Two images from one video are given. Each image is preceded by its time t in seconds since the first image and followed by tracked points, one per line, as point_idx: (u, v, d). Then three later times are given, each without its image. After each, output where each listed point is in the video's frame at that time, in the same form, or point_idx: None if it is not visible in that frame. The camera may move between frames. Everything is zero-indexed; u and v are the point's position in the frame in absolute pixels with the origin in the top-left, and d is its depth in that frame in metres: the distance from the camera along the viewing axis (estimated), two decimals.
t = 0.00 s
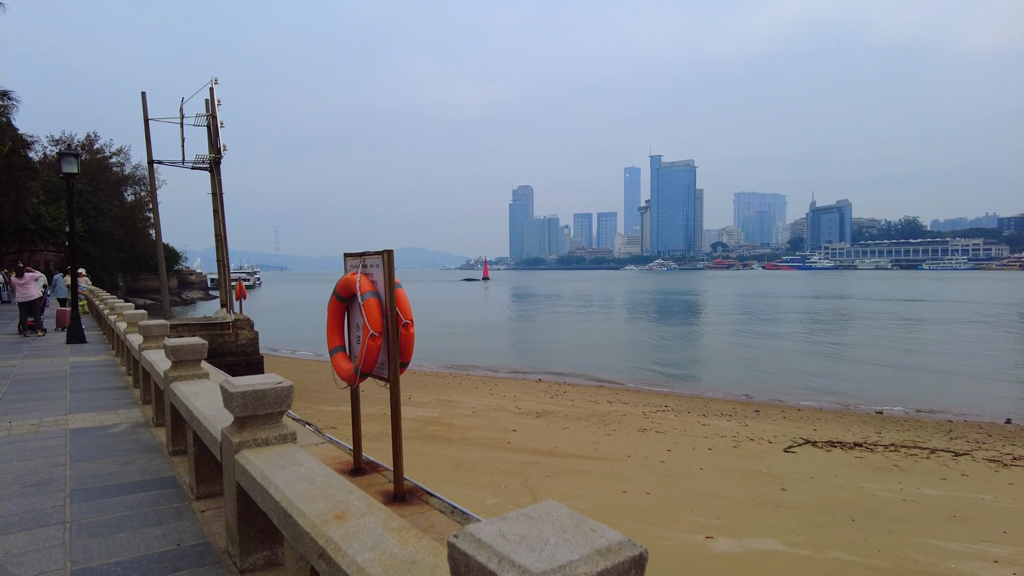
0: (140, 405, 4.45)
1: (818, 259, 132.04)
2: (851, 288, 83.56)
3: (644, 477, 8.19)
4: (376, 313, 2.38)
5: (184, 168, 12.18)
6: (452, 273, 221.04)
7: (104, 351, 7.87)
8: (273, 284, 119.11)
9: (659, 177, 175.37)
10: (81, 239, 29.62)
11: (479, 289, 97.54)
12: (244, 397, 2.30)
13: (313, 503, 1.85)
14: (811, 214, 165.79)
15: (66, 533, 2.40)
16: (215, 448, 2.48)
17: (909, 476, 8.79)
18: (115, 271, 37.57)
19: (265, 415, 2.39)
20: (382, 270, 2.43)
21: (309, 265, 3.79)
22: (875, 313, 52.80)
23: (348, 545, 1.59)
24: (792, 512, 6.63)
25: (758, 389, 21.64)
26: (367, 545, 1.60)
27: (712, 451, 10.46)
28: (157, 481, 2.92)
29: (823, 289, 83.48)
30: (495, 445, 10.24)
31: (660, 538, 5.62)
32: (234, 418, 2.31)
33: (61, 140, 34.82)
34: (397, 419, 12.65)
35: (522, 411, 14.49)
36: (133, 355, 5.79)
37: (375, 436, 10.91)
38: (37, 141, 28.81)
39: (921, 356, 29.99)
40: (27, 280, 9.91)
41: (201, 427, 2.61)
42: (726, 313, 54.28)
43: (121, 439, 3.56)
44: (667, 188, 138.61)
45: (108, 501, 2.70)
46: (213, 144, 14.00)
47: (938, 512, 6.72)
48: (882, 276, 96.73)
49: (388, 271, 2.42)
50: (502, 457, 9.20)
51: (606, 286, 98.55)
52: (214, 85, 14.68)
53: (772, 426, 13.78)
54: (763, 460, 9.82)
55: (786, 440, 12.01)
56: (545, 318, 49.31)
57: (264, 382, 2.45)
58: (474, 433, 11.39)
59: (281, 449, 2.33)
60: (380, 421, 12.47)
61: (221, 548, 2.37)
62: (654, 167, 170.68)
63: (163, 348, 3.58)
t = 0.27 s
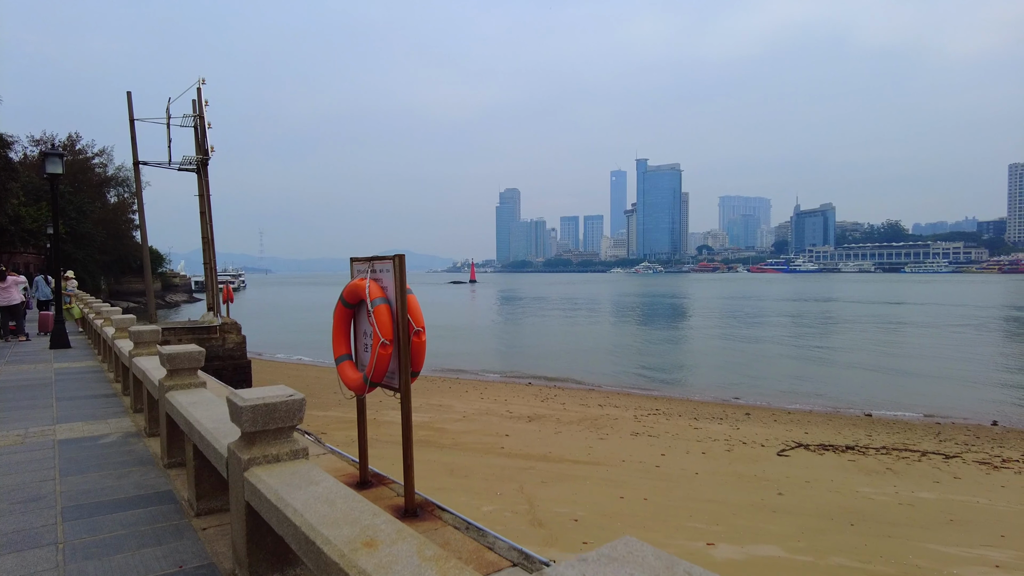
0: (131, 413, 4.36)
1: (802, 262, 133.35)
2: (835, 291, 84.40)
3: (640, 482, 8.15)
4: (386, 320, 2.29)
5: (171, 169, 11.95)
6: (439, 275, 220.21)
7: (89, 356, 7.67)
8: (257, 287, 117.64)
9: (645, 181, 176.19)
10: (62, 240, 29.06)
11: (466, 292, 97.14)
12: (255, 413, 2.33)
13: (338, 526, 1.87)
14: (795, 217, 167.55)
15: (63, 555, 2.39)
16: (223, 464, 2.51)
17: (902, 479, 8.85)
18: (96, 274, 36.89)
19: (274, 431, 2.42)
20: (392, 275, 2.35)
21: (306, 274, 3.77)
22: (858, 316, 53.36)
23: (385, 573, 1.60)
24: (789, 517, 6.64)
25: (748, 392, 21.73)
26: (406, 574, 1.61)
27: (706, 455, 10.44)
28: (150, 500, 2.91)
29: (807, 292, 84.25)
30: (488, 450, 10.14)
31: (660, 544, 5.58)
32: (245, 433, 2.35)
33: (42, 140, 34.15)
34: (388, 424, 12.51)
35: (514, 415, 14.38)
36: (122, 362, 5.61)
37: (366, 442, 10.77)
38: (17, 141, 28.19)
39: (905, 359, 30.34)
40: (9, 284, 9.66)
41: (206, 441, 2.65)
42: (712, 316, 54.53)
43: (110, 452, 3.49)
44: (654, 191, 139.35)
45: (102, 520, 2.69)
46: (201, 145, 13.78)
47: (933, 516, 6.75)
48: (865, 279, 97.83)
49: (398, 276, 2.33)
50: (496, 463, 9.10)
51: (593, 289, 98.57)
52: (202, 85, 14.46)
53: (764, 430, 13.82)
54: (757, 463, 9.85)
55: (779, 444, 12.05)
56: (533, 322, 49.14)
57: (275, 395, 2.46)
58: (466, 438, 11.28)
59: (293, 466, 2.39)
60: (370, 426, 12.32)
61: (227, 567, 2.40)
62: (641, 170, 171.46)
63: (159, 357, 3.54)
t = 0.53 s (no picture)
0: (119, 417, 4.21)
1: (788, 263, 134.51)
2: (820, 292, 85.17)
3: (637, 483, 8.06)
4: (397, 320, 2.18)
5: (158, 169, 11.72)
6: (426, 277, 219.37)
7: (73, 358, 7.44)
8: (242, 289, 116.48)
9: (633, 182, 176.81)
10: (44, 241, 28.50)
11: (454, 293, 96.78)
12: (262, 417, 2.24)
13: (364, 540, 1.79)
14: (781, 219, 169.00)
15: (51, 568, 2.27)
16: (226, 471, 2.42)
17: (898, 479, 8.86)
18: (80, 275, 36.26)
19: (283, 435, 2.33)
20: (402, 271, 2.23)
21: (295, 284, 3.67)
22: (844, 316, 53.86)
23: None
24: (789, 519, 6.58)
25: (739, 392, 21.79)
26: None
27: (702, 456, 10.37)
28: (140, 510, 2.79)
29: (793, 293, 84.99)
30: (483, 452, 10.00)
31: (662, 547, 5.49)
32: (251, 438, 2.25)
33: (23, 139, 33.50)
34: (380, 427, 12.32)
35: (506, 416, 14.24)
36: (111, 363, 5.43)
37: (359, 445, 10.59)
38: None
39: (891, 359, 30.62)
40: None
41: (206, 447, 2.55)
42: (701, 317, 54.72)
43: (96, 462, 3.34)
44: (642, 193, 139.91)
45: (93, 530, 2.58)
46: (188, 143, 13.53)
47: (934, 516, 6.72)
48: (850, 280, 98.81)
49: (410, 273, 2.21)
50: (491, 465, 8.95)
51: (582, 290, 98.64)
52: (189, 82, 14.19)
53: (758, 430, 13.80)
54: (753, 464, 9.82)
55: (772, 444, 12.05)
56: (521, 323, 49.02)
57: (282, 398, 2.36)
58: (459, 440, 11.13)
59: (303, 473, 2.30)
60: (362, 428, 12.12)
61: None
62: (629, 172, 172.14)
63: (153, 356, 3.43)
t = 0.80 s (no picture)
0: (113, 423, 4.08)
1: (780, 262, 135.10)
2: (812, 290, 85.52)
3: (641, 485, 7.94)
4: (408, 321, 2.04)
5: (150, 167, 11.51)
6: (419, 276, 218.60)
7: (63, 360, 7.23)
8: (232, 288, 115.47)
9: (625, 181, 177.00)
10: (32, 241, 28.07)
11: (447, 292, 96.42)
12: (276, 431, 2.10)
13: (400, 574, 1.68)
14: (772, 218, 169.70)
15: None
16: (235, 488, 2.28)
17: (902, 479, 8.80)
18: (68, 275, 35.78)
19: (297, 449, 2.19)
20: (415, 269, 2.09)
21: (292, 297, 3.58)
22: (836, 314, 54.06)
23: None
24: (797, 521, 6.52)
25: (735, 390, 21.79)
26: None
27: (703, 456, 10.30)
28: (140, 529, 2.66)
29: (784, 291, 85.32)
30: (482, 454, 9.85)
31: (672, 552, 5.36)
32: (264, 454, 2.12)
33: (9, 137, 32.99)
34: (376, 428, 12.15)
35: (503, 417, 14.07)
36: (103, 366, 5.26)
37: (355, 447, 10.42)
38: None
39: (883, 357, 30.68)
40: None
41: (213, 461, 2.42)
42: (694, 315, 54.77)
43: (87, 475, 3.18)
44: (634, 191, 140.17)
45: (86, 550, 2.45)
46: (179, 141, 13.30)
47: (943, 517, 6.64)
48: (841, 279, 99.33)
49: (423, 270, 2.08)
50: (491, 467, 8.82)
51: (574, 289, 98.58)
52: (180, 78, 13.95)
53: (756, 429, 13.72)
54: (754, 464, 9.74)
55: (772, 443, 11.96)
56: (514, 322, 48.86)
57: (296, 409, 2.22)
58: (457, 441, 10.97)
59: (321, 492, 2.17)
60: (358, 430, 11.94)
61: None
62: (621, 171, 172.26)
63: (149, 360, 3.35)
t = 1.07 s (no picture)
0: (116, 430, 4.11)
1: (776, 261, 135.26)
2: (808, 289, 85.57)
3: (650, 488, 7.85)
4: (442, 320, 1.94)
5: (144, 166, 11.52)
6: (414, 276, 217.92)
7: (60, 363, 7.08)
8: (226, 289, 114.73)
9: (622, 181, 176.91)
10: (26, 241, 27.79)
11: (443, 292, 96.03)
12: (310, 447, 2.08)
13: None
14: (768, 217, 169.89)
15: None
16: (259, 504, 2.30)
17: (911, 480, 8.74)
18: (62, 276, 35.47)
19: (331, 465, 2.17)
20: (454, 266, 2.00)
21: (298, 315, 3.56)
22: (833, 313, 54.09)
23: None
24: (811, 523, 6.42)
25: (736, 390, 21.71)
26: None
27: (710, 457, 10.18)
28: (146, 547, 2.67)
29: (781, 290, 85.38)
30: (486, 456, 9.73)
31: (687, 557, 5.27)
32: (297, 473, 2.09)
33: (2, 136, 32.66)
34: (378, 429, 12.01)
35: (505, 417, 13.89)
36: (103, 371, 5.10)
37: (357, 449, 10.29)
38: None
39: (882, 355, 30.64)
40: None
41: (231, 477, 2.43)
42: (691, 314, 54.71)
43: (91, 487, 3.23)
44: (630, 191, 140.07)
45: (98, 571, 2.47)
46: (177, 139, 13.12)
47: (959, 519, 6.55)
48: (837, 277, 99.45)
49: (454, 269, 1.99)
50: (497, 469, 8.67)
51: (571, 288, 98.34)
52: (178, 76, 13.76)
53: (761, 429, 13.60)
54: (762, 465, 9.65)
55: (778, 443, 11.87)
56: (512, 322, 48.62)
57: (324, 423, 2.20)
58: (460, 443, 10.84)
59: (358, 512, 2.16)
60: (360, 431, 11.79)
61: None
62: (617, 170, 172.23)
63: (159, 366, 3.32)
